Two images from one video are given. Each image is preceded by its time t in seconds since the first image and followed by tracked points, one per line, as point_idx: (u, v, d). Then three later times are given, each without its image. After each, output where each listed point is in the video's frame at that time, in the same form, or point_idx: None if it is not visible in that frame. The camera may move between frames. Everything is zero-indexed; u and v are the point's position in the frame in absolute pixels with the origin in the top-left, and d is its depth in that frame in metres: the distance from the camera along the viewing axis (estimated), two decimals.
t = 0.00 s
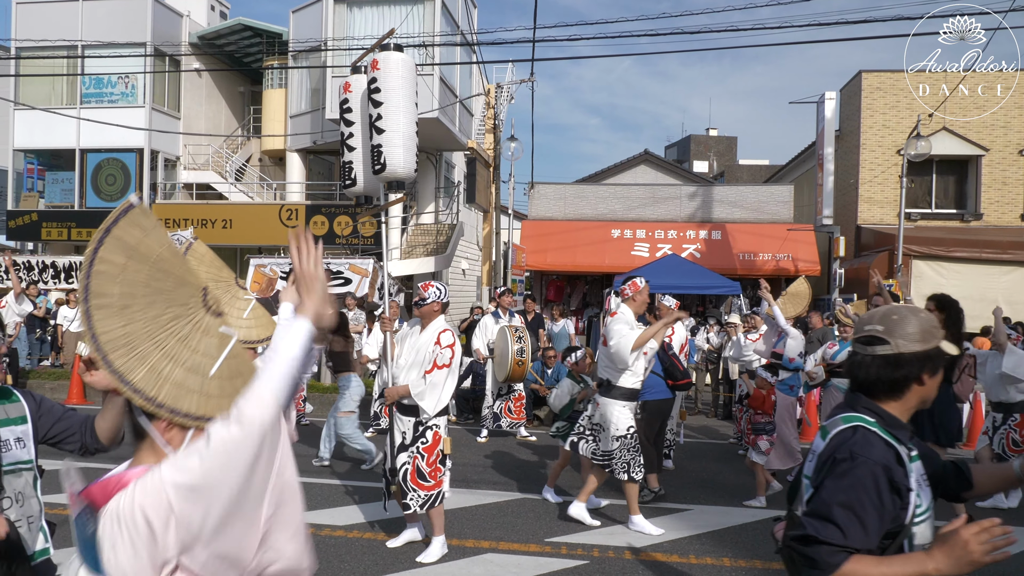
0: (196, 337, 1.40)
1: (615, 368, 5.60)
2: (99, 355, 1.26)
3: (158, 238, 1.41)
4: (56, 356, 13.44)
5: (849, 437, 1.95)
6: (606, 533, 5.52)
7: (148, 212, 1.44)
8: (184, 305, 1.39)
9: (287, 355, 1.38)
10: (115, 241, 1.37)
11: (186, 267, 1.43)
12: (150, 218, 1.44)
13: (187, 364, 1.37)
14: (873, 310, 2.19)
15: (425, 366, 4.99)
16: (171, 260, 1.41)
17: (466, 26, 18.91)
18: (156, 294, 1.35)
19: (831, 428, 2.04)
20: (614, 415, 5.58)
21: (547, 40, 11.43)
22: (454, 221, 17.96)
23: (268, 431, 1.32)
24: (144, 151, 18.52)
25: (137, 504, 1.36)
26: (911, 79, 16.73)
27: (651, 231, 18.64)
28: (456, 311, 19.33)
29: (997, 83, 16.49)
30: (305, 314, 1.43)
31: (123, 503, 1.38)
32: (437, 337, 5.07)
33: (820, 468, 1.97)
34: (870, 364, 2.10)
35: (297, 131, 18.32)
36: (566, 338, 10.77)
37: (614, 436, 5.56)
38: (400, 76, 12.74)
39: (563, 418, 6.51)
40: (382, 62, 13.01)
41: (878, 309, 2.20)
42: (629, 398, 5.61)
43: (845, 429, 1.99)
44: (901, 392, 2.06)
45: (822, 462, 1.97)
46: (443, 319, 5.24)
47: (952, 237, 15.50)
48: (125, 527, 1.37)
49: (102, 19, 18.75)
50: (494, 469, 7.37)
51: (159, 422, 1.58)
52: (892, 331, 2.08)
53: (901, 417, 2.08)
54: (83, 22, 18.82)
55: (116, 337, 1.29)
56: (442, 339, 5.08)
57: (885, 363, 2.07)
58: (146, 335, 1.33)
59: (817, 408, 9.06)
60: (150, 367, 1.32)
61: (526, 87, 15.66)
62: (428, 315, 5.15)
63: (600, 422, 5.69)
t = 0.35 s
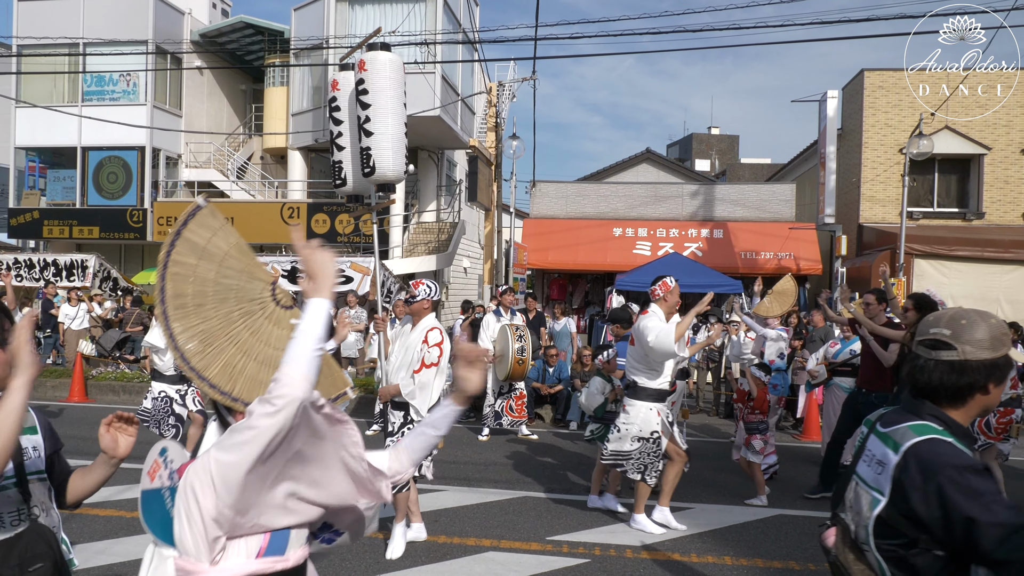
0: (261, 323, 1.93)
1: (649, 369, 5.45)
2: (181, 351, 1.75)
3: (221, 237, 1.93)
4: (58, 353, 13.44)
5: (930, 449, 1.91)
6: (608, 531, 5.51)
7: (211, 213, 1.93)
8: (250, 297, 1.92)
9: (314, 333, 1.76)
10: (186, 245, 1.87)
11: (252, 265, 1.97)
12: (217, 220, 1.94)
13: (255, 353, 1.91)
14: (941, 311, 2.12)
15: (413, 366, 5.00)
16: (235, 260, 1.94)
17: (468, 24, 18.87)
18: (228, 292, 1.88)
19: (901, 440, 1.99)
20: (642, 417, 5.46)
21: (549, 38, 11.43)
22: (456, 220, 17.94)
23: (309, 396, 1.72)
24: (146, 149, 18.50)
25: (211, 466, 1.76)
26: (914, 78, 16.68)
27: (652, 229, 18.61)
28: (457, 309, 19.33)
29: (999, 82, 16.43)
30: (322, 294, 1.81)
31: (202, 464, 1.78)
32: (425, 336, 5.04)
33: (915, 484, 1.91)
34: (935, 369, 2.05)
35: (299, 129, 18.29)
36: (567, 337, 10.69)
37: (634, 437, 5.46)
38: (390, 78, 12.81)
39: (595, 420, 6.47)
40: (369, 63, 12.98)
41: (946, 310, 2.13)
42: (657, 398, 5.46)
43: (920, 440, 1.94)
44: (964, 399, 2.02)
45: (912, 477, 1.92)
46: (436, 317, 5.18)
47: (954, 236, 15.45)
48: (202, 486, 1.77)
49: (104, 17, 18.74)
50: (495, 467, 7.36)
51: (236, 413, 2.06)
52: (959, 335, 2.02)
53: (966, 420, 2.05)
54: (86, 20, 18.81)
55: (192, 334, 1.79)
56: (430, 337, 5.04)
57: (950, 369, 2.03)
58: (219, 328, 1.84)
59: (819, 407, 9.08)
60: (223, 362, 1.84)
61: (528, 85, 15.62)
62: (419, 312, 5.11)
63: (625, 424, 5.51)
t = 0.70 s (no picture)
0: (327, 334, 1.55)
1: (685, 374, 5.33)
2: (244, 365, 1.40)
3: (285, 246, 1.57)
4: (59, 351, 13.46)
5: (1011, 451, 1.95)
6: (610, 530, 5.49)
7: (276, 221, 1.61)
8: (315, 306, 1.54)
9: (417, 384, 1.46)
10: (249, 254, 1.53)
11: (316, 273, 1.62)
12: (281, 226, 1.62)
13: (322, 365, 1.52)
14: (977, 315, 2.20)
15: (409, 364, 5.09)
16: (301, 266, 1.59)
17: (470, 22, 18.82)
18: (291, 302, 1.51)
19: (977, 446, 2.00)
20: (673, 417, 5.34)
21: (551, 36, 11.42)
22: (457, 218, 17.94)
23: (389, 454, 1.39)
24: (147, 148, 18.48)
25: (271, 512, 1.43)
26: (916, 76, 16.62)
27: (653, 227, 18.59)
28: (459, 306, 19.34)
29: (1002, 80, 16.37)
30: (442, 347, 1.60)
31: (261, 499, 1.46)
32: (421, 334, 5.02)
33: (1006, 487, 1.93)
34: (976, 373, 2.13)
35: (300, 127, 18.28)
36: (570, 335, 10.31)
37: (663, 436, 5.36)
38: (384, 74, 12.80)
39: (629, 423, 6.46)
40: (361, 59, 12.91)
41: (981, 314, 2.21)
42: (689, 400, 5.36)
43: (997, 444, 1.98)
44: (1013, 400, 2.09)
45: (1001, 480, 1.94)
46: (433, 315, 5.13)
47: (955, 234, 15.41)
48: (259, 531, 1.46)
49: (105, 15, 18.73)
50: (496, 466, 7.34)
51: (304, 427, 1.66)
52: (1000, 339, 2.11)
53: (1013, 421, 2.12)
54: (87, 18, 18.80)
55: (253, 349, 1.43)
56: (425, 335, 5.00)
57: (991, 371, 2.11)
58: (283, 341, 1.47)
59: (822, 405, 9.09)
60: (292, 374, 1.46)
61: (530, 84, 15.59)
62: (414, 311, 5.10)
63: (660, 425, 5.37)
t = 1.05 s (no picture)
0: (410, 322, 1.64)
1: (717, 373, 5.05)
2: (332, 347, 1.53)
3: (368, 233, 1.69)
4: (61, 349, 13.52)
5: None
6: (611, 527, 5.49)
7: (359, 212, 1.70)
8: (395, 294, 1.65)
9: (553, 423, 1.53)
10: (333, 243, 1.65)
11: (398, 263, 1.72)
12: (361, 213, 1.70)
13: (405, 351, 1.60)
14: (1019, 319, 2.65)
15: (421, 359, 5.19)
16: (383, 257, 1.69)
17: (471, 19, 18.79)
18: (375, 290, 1.63)
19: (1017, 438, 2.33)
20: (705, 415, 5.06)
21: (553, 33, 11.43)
22: (458, 216, 17.95)
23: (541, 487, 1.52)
24: (149, 145, 18.48)
25: (411, 533, 1.51)
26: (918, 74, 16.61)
27: (655, 225, 18.57)
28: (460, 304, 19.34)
29: (1004, 78, 16.33)
30: (560, 379, 1.57)
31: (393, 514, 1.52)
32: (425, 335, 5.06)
33: None
34: (1015, 368, 2.51)
35: (301, 124, 18.27)
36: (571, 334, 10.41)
37: (711, 434, 5.03)
38: (391, 69, 12.87)
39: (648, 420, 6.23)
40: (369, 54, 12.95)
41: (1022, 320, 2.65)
42: (714, 397, 5.06)
43: None
44: None
45: None
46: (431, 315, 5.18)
47: (957, 232, 15.39)
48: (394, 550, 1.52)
49: (105, 12, 18.72)
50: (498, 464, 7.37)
51: (386, 410, 1.63)
52: None
53: None
54: (87, 15, 18.79)
55: (341, 332, 1.55)
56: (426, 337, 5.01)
57: None
58: (368, 325, 1.59)
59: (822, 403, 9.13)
60: (375, 359, 1.56)
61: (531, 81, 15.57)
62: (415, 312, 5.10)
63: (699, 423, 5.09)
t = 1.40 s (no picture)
0: (462, 340, 1.65)
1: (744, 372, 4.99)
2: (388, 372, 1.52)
3: (415, 256, 1.72)
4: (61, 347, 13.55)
5: None
6: (613, 525, 5.49)
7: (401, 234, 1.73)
8: (446, 313, 1.67)
9: (612, 400, 1.53)
10: (383, 267, 1.67)
11: (444, 283, 1.74)
12: (405, 240, 1.73)
13: (460, 368, 1.61)
14: None
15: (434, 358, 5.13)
16: (429, 280, 1.71)
17: (472, 16, 18.78)
18: (426, 310, 1.64)
19: None
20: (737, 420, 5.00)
21: (553, 31, 11.42)
22: (459, 213, 17.94)
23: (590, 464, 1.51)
24: (150, 143, 18.49)
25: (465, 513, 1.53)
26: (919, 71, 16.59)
27: (656, 222, 18.55)
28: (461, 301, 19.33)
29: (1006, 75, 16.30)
30: (626, 357, 1.57)
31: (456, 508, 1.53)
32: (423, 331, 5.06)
33: None
34: None
35: (301, 122, 18.28)
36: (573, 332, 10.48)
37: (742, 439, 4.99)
38: (402, 64, 12.85)
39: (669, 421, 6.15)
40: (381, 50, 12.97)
41: None
42: (743, 401, 5.01)
43: None
44: None
45: None
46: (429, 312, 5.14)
47: (959, 229, 15.36)
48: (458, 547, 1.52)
49: (105, 9, 18.72)
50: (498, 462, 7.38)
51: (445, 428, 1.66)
52: None
53: None
54: (88, 12, 18.79)
55: (397, 355, 1.55)
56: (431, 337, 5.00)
57: None
58: (422, 347, 1.59)
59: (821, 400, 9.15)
60: (432, 379, 1.56)
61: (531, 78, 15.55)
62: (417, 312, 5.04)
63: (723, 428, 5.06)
